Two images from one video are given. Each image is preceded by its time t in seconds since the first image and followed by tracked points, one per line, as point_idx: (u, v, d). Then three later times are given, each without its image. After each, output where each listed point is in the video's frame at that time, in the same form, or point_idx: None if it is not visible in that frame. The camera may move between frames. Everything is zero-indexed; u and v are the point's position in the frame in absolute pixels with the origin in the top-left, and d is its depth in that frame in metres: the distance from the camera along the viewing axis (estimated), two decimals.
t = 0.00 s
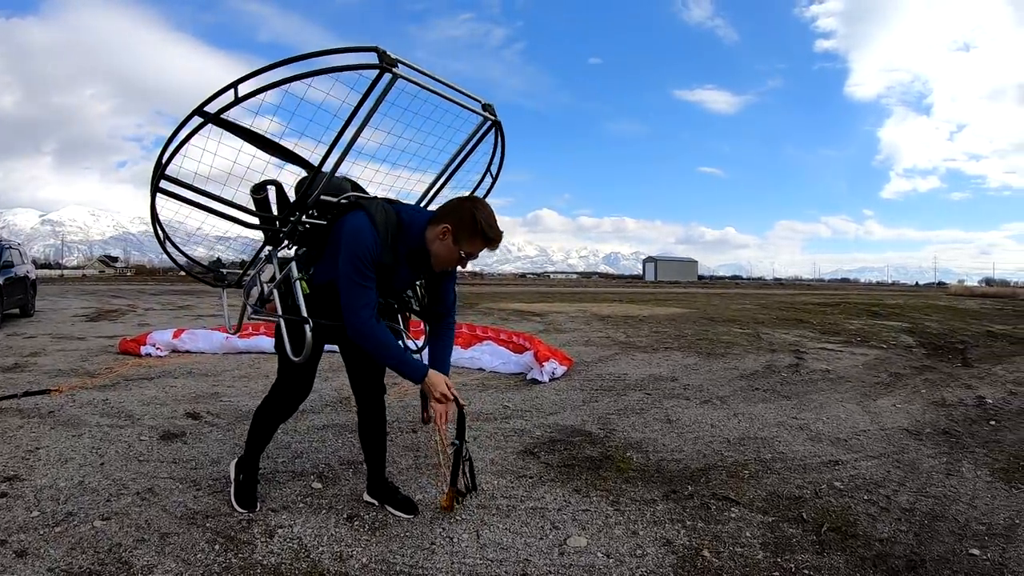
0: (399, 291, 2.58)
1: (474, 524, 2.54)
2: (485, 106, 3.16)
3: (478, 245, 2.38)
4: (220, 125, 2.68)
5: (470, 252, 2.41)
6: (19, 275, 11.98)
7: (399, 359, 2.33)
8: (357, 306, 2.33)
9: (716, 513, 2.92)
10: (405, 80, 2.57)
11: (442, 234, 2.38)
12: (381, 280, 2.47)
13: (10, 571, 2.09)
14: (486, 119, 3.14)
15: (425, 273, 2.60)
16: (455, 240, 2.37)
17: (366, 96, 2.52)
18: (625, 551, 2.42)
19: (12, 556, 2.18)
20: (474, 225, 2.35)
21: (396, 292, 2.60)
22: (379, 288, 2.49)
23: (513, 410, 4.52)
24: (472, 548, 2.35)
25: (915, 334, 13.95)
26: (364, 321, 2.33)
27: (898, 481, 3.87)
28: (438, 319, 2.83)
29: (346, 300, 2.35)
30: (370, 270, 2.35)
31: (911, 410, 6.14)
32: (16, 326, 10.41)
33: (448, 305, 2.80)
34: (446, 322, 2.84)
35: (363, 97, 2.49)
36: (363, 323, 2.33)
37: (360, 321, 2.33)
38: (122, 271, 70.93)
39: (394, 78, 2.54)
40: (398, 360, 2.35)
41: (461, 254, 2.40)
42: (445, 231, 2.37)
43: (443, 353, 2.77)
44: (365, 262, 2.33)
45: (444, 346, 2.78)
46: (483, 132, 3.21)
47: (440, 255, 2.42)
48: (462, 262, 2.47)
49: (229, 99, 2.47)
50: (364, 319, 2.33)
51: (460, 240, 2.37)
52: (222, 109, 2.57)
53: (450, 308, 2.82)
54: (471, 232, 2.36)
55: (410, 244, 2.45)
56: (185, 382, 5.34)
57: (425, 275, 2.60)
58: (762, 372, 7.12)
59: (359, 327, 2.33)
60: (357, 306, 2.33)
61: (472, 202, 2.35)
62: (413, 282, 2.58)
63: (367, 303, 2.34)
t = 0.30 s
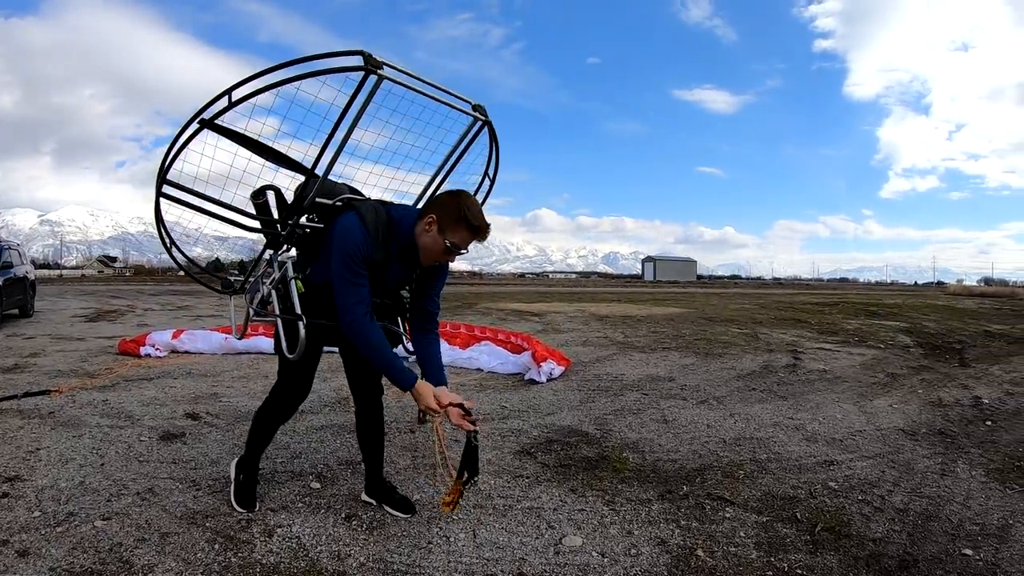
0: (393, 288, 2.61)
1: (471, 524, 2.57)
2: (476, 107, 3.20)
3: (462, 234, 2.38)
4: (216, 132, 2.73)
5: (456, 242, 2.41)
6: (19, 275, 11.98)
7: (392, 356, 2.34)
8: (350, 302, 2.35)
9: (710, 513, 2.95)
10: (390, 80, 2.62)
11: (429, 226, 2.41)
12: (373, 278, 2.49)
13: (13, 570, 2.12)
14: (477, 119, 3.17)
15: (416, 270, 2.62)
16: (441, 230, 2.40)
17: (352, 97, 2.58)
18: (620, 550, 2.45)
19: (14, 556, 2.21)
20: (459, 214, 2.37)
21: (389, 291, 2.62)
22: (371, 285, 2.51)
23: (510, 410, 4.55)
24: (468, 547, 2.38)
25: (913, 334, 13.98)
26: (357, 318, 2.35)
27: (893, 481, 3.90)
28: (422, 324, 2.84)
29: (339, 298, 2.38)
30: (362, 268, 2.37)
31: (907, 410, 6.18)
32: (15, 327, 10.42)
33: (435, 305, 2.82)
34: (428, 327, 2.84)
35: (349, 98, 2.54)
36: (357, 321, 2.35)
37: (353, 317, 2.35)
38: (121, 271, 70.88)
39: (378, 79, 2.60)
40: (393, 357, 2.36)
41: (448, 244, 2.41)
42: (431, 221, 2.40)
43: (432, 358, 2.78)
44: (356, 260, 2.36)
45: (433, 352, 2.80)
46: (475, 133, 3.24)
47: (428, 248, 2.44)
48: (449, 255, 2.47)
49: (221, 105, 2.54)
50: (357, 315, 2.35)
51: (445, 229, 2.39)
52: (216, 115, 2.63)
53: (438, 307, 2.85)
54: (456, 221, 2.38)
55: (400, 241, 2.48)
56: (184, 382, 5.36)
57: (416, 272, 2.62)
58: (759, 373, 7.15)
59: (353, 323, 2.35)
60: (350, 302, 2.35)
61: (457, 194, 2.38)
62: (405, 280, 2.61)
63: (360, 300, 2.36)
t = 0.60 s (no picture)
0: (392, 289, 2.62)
1: (469, 524, 2.59)
2: (469, 105, 3.21)
3: (446, 223, 2.36)
4: (212, 139, 2.78)
5: (442, 232, 2.38)
6: (18, 276, 11.98)
7: (395, 355, 2.36)
8: (351, 301, 2.37)
9: (707, 514, 2.97)
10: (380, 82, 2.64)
11: (418, 218, 2.42)
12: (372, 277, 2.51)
13: (14, 570, 2.13)
14: (470, 116, 3.18)
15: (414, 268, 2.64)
16: (429, 221, 2.39)
17: (343, 96, 2.62)
18: (617, 550, 2.47)
19: (15, 556, 2.23)
20: (446, 205, 2.37)
21: (388, 291, 2.64)
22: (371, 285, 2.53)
23: (509, 410, 4.57)
24: (466, 547, 2.40)
25: (912, 334, 14.01)
26: (359, 316, 2.37)
27: (889, 482, 3.93)
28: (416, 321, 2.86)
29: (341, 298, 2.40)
30: (361, 267, 2.39)
31: (904, 410, 6.21)
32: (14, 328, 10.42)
33: (426, 302, 2.85)
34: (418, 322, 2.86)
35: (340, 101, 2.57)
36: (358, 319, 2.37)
37: (355, 315, 2.37)
38: (120, 270, 70.83)
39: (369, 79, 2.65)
40: (395, 355, 2.38)
41: (433, 236, 2.38)
42: (420, 214, 2.41)
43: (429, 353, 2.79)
44: (354, 261, 2.38)
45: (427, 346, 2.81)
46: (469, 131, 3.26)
47: (417, 243, 2.44)
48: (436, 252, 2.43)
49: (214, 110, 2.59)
50: (358, 314, 2.37)
51: (432, 220, 2.38)
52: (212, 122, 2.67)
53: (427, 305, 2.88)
54: (444, 211, 2.37)
55: (397, 240, 2.49)
56: (184, 383, 5.38)
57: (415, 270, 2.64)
58: (757, 373, 7.17)
59: (357, 322, 2.37)
60: (351, 301, 2.37)
61: (446, 187, 2.39)
62: (404, 279, 2.62)
63: (361, 300, 2.38)
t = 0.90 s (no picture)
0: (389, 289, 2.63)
1: (469, 525, 2.60)
2: (468, 108, 3.25)
3: (433, 205, 2.36)
4: (214, 140, 2.81)
5: (430, 214, 2.36)
6: (18, 276, 12.00)
7: (393, 354, 2.37)
8: (349, 300, 2.38)
9: (705, 515, 2.98)
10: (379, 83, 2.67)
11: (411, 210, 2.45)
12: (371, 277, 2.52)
13: (15, 572, 2.14)
14: (470, 119, 3.20)
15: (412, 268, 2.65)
16: (419, 206, 2.41)
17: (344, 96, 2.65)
18: (615, 551, 2.48)
19: (15, 558, 2.23)
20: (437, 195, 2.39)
21: (387, 292, 2.65)
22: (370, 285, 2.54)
23: (508, 411, 4.57)
24: (466, 548, 2.41)
25: (910, 334, 14.02)
26: (356, 316, 2.38)
27: (888, 483, 3.94)
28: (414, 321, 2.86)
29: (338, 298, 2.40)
30: (360, 267, 2.40)
31: (903, 411, 6.22)
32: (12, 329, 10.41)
33: (425, 304, 2.86)
34: (416, 323, 2.87)
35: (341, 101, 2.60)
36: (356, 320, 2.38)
37: (353, 315, 2.38)
38: (119, 270, 70.80)
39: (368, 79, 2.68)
40: (393, 355, 2.39)
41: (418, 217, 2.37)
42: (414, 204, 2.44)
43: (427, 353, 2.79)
44: (353, 260, 2.39)
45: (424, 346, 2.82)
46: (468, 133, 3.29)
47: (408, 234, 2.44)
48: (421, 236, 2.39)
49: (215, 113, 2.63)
50: (355, 313, 2.38)
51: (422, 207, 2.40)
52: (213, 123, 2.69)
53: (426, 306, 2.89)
54: (434, 195, 2.39)
55: (395, 240, 2.50)
56: (183, 384, 5.38)
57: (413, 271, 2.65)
58: (756, 373, 7.18)
59: (354, 322, 2.38)
60: (348, 301, 2.37)
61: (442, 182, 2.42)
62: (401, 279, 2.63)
63: (358, 301, 2.38)
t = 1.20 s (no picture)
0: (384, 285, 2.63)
1: (469, 527, 2.60)
2: (465, 108, 3.28)
3: (426, 199, 2.35)
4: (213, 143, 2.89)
5: (423, 208, 2.36)
6: (17, 277, 11.99)
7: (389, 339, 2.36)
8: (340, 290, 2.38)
9: (705, 516, 2.99)
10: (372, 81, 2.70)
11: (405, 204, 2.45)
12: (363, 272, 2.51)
13: None
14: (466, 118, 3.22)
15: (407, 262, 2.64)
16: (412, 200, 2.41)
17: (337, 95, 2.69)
18: (615, 553, 2.49)
19: (16, 561, 2.24)
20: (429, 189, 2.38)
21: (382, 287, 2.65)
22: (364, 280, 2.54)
23: (508, 412, 4.58)
24: (466, 550, 2.42)
25: (909, 334, 14.05)
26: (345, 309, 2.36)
27: (887, 484, 3.95)
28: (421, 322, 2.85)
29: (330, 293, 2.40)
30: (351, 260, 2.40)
31: (902, 412, 6.23)
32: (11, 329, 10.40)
33: (424, 303, 2.84)
34: (428, 325, 2.87)
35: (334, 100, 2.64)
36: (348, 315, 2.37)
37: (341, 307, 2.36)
38: (118, 270, 70.71)
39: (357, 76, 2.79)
40: (384, 347, 2.38)
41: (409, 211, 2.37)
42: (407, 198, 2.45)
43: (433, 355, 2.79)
44: (345, 253, 2.39)
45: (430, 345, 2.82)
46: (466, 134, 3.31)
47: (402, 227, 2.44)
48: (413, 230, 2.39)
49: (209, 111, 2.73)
50: (346, 306, 2.37)
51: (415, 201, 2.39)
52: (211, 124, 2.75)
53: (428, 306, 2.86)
54: (426, 186, 2.39)
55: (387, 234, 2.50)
56: (183, 385, 5.38)
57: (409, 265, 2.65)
58: (755, 374, 7.19)
59: (344, 317, 2.37)
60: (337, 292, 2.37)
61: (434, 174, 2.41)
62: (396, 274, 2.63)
63: (351, 293, 2.38)
